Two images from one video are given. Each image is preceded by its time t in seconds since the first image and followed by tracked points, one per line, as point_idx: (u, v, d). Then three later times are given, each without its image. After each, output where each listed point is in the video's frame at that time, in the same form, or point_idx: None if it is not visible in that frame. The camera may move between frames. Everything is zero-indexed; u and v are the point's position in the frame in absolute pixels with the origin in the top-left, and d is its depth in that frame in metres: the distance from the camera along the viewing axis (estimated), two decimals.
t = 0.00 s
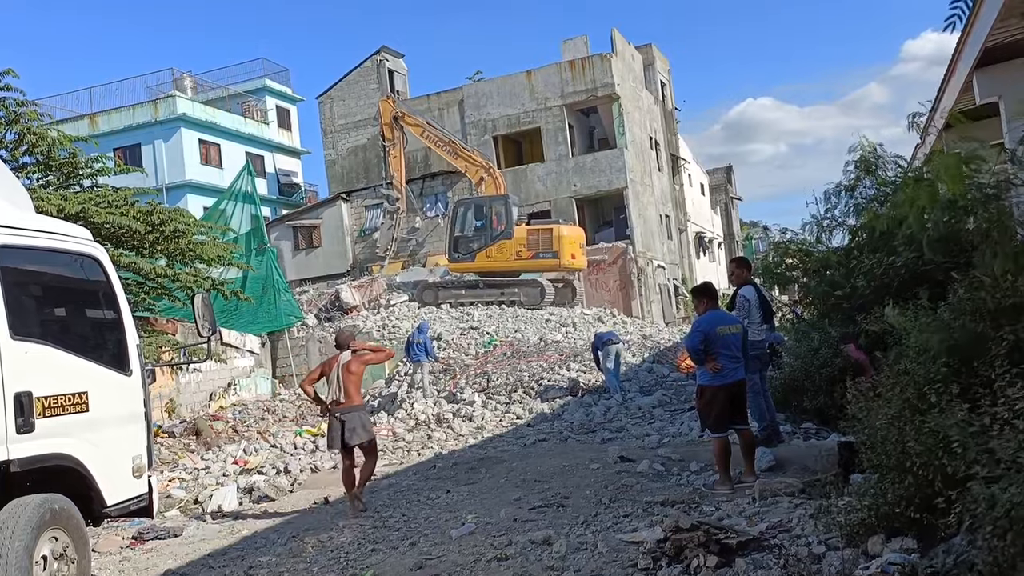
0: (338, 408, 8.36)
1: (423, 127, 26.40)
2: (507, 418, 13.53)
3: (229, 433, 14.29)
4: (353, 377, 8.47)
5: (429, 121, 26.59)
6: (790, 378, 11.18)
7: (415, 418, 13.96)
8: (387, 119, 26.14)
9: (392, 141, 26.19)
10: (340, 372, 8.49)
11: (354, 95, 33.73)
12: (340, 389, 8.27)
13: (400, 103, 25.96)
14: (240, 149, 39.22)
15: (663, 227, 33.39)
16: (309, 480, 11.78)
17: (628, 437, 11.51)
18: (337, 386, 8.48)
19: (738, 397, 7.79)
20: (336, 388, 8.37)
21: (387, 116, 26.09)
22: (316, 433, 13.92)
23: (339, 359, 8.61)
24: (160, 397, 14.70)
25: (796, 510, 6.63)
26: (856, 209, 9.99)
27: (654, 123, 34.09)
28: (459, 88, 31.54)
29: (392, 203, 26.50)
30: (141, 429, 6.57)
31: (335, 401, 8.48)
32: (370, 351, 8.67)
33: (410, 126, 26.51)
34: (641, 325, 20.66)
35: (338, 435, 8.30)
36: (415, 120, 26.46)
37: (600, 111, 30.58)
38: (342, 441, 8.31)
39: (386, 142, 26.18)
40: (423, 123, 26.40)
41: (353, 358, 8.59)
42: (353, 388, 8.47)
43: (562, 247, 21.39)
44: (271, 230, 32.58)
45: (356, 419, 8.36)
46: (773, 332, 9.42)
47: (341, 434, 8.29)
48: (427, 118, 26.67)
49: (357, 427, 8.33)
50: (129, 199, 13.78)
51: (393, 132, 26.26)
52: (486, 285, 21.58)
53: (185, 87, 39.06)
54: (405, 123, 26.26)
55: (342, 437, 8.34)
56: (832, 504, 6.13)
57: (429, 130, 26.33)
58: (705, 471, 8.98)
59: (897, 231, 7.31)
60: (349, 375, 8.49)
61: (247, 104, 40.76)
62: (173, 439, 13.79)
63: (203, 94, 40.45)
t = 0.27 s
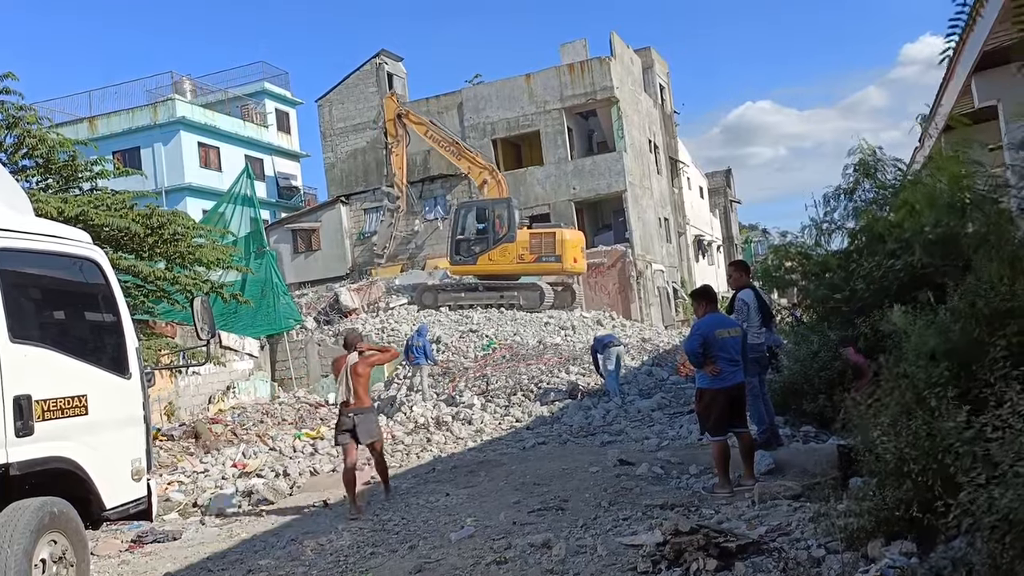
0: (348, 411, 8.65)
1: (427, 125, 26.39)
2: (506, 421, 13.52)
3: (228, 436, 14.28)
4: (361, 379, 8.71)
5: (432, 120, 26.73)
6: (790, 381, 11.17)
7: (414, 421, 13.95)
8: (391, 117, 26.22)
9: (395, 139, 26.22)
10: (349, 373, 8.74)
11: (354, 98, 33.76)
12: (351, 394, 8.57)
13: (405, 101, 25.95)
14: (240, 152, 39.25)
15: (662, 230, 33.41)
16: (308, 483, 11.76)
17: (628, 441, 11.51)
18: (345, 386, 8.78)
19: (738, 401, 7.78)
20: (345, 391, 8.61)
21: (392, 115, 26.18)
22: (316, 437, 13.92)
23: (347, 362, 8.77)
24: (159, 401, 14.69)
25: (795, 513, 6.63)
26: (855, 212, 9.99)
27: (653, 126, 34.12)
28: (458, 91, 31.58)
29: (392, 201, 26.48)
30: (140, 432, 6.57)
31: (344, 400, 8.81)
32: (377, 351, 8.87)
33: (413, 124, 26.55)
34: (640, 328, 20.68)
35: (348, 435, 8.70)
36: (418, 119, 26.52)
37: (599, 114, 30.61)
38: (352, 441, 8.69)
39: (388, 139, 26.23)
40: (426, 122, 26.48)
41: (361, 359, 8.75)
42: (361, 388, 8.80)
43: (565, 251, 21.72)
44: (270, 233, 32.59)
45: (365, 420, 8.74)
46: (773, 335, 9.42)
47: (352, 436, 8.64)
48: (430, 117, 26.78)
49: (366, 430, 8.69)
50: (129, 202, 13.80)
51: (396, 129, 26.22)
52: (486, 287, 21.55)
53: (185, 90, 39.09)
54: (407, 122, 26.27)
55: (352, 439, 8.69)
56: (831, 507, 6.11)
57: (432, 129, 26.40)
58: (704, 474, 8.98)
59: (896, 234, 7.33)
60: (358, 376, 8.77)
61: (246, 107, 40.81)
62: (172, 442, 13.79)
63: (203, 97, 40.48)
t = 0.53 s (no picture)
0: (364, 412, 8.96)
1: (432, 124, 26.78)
2: (505, 424, 13.52)
3: (227, 439, 14.28)
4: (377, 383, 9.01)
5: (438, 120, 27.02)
6: (789, 385, 11.17)
7: (414, 425, 13.95)
8: (396, 114, 26.15)
9: (400, 136, 26.25)
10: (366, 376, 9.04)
11: (353, 102, 33.80)
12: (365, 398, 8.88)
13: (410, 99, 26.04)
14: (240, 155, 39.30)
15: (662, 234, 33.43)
16: (307, 487, 11.76)
17: (627, 444, 11.50)
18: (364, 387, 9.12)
19: (738, 404, 7.78)
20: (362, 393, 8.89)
21: (398, 111, 26.07)
22: (315, 440, 13.92)
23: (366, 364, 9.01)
24: (159, 404, 14.69)
25: (795, 517, 6.62)
26: (854, 215, 9.99)
27: (653, 130, 34.17)
28: (458, 95, 31.63)
29: (393, 198, 26.52)
30: (139, 435, 6.57)
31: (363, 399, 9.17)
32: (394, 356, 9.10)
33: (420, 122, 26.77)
34: (640, 332, 20.69)
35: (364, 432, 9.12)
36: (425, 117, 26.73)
37: (599, 118, 30.63)
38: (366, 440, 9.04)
39: (393, 135, 26.23)
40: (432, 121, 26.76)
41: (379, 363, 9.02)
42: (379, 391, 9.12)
43: (567, 255, 21.66)
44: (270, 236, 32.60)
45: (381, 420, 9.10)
46: (772, 338, 9.42)
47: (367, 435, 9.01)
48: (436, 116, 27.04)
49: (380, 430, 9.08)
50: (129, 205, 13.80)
51: (402, 126, 26.23)
52: (486, 291, 21.60)
53: (185, 94, 39.14)
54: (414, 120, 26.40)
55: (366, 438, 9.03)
56: (830, 511, 6.10)
57: (438, 128, 26.76)
58: (704, 478, 8.97)
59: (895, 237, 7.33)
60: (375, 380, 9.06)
61: (247, 111, 40.86)
62: (171, 445, 13.78)
63: (203, 100, 40.54)
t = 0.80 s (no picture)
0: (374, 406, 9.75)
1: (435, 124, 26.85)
2: (505, 428, 13.51)
3: (226, 443, 14.27)
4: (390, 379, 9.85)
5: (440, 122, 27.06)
6: (788, 388, 11.17)
7: (413, 428, 13.93)
8: (399, 113, 26.20)
9: (402, 136, 26.29)
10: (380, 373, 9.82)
11: (353, 105, 33.83)
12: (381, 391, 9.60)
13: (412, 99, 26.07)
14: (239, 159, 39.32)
15: (661, 237, 33.45)
16: (306, 490, 11.75)
17: (627, 447, 11.50)
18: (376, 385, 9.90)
19: (737, 407, 7.78)
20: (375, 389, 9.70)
21: (400, 111, 26.16)
22: (314, 444, 13.91)
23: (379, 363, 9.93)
24: (158, 408, 14.68)
25: (795, 521, 6.60)
26: (853, 218, 9.99)
27: (652, 133, 34.20)
28: (457, 98, 31.66)
29: (394, 199, 26.53)
30: (139, 439, 6.56)
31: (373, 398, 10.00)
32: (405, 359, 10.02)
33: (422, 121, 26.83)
34: (639, 335, 20.69)
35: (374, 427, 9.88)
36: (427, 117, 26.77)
37: (598, 121, 30.66)
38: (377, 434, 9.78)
39: (394, 135, 26.22)
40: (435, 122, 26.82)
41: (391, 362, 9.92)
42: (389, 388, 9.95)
43: (570, 259, 21.74)
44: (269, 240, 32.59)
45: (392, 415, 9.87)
46: (770, 341, 9.42)
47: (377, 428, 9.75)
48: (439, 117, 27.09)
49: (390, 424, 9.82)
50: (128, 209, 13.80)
51: (404, 126, 26.23)
52: (486, 294, 21.68)
53: (184, 97, 39.17)
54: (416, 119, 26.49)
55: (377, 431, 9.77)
56: (831, 514, 6.09)
57: (440, 129, 26.82)
58: (704, 481, 8.96)
59: (895, 240, 7.33)
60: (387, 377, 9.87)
61: (246, 114, 40.90)
62: (170, 449, 13.77)
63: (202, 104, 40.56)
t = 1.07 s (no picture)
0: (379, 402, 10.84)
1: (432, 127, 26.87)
2: (504, 431, 13.50)
3: (225, 446, 14.26)
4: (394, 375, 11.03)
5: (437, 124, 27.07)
6: (786, 391, 11.17)
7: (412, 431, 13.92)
8: (394, 116, 26.07)
9: (398, 140, 26.20)
10: (385, 370, 11.03)
11: (352, 108, 33.84)
12: (383, 387, 10.70)
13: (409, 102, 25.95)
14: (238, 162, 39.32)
15: (660, 240, 33.47)
16: (305, 493, 11.74)
17: (626, 450, 11.50)
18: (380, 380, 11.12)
19: (736, 410, 7.77)
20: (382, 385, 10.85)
21: (396, 114, 26.03)
22: (313, 447, 13.90)
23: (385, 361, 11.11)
24: (156, 411, 14.67)
25: (793, 524, 6.60)
26: (852, 221, 10.01)
27: (651, 136, 34.24)
28: (456, 101, 31.69)
29: (392, 203, 26.49)
30: (136, 442, 6.55)
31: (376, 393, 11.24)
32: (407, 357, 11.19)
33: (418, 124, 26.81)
34: (638, 338, 20.70)
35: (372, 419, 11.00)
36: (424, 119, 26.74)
37: (597, 124, 30.71)
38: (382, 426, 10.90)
39: (391, 139, 26.12)
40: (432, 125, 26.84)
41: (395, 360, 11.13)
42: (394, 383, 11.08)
43: (572, 262, 21.77)
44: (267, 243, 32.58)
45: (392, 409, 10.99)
46: (768, 344, 9.41)
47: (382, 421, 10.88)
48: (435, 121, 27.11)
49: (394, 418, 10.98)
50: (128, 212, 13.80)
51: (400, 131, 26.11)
52: (484, 297, 21.70)
53: (183, 100, 39.17)
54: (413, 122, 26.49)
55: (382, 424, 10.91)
56: (829, 517, 6.09)
57: (437, 132, 26.84)
58: (703, 484, 8.96)
59: (894, 243, 7.35)
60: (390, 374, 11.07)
61: (245, 117, 40.91)
62: (168, 452, 13.75)
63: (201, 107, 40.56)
